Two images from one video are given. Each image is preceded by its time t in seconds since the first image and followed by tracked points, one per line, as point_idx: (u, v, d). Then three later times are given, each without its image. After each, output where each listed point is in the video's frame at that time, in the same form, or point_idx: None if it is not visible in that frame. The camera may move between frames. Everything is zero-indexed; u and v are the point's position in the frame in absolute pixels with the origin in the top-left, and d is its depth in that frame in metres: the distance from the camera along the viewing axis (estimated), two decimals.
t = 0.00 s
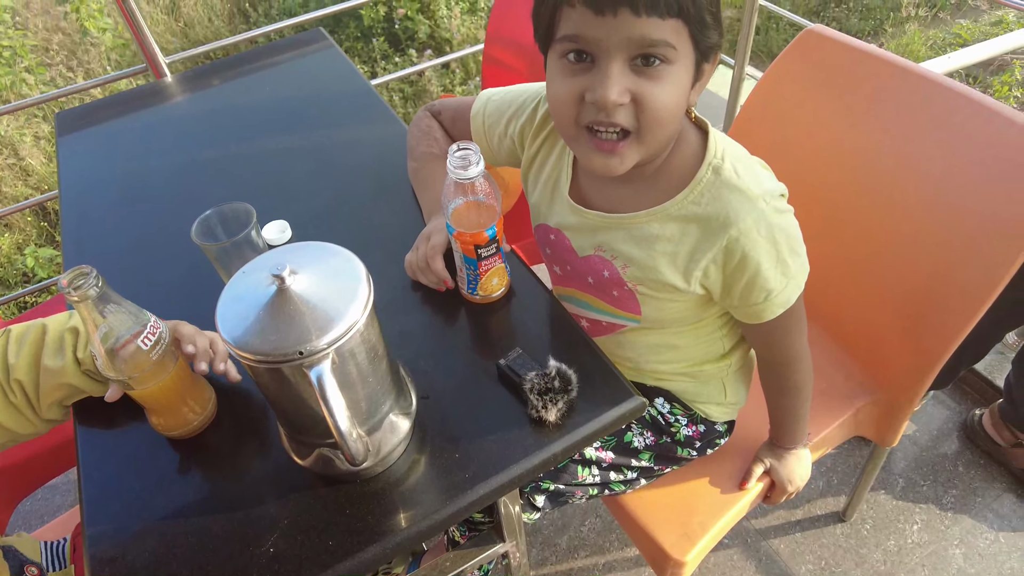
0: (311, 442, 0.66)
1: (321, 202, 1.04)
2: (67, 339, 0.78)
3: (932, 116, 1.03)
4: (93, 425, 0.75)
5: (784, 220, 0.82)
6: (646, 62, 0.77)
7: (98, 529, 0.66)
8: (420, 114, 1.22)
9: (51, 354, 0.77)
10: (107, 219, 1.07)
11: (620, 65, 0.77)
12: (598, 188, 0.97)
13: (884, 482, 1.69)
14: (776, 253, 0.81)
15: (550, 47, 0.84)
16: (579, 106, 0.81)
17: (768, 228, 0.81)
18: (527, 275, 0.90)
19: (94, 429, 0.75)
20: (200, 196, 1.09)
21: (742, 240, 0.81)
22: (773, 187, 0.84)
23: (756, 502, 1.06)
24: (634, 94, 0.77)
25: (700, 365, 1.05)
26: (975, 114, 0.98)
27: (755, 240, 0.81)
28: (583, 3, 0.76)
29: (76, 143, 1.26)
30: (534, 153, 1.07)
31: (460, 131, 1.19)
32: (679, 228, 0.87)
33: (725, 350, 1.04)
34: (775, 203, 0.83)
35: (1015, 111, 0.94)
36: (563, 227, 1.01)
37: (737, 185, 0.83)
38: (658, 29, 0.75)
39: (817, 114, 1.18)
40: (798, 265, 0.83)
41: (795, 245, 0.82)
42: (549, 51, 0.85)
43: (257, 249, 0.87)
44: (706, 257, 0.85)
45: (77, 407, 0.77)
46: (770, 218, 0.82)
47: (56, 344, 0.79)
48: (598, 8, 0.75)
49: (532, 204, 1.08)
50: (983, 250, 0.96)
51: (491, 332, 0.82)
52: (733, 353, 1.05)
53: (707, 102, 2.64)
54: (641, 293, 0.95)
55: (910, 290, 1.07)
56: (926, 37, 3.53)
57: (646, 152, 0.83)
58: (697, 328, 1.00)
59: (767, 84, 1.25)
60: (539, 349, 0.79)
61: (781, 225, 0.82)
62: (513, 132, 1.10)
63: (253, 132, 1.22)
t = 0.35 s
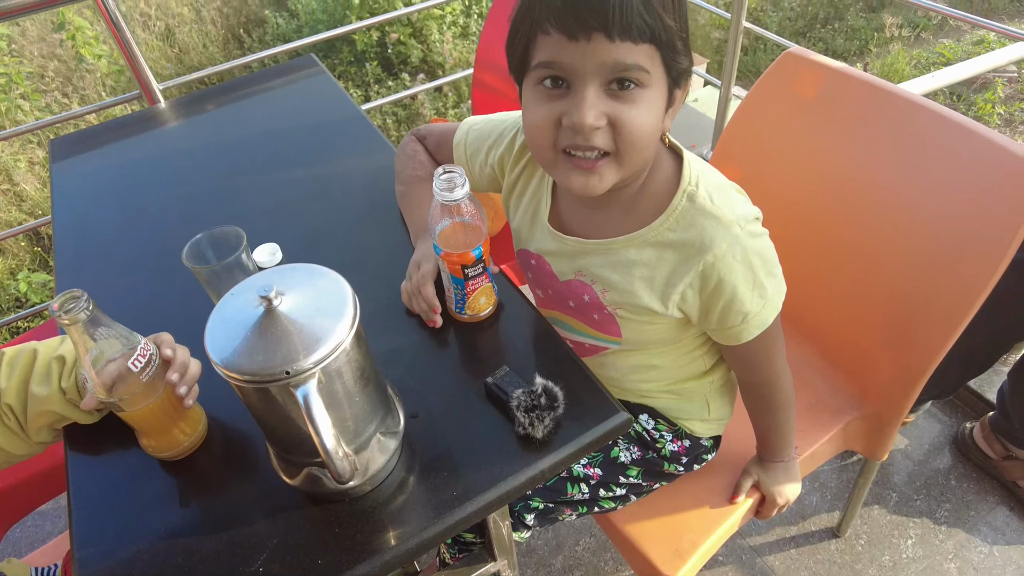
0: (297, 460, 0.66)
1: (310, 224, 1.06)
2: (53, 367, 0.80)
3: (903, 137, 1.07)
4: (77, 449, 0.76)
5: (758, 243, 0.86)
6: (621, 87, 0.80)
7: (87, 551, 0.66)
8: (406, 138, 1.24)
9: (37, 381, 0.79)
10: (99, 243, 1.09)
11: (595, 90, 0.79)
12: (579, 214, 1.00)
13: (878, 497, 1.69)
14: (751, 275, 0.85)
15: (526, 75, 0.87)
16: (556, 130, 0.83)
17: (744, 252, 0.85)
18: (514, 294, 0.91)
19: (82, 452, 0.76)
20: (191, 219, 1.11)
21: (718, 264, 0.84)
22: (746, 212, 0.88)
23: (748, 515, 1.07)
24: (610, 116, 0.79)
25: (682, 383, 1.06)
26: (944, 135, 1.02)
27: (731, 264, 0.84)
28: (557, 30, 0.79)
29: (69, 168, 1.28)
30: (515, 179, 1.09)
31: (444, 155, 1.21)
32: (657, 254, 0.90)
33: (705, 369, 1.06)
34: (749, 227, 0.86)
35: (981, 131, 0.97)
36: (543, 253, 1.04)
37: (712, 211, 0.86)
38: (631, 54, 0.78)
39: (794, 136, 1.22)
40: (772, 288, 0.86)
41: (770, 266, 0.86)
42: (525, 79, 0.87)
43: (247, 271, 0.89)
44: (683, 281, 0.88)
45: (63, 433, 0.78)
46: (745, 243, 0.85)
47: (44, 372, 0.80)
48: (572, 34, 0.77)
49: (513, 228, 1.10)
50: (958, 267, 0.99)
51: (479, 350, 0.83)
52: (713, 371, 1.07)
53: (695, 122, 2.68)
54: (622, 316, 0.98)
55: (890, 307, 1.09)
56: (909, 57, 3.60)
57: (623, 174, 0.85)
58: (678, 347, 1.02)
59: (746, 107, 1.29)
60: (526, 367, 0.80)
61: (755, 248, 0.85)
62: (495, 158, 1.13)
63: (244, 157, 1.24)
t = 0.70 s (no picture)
0: (287, 468, 0.64)
1: (302, 232, 1.05)
2: (39, 378, 0.78)
3: (900, 135, 1.06)
4: (61, 462, 0.74)
5: (756, 241, 0.85)
6: (619, 81, 0.79)
7: (71, 565, 0.64)
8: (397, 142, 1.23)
9: (22, 393, 0.77)
10: (88, 253, 1.07)
11: (593, 84, 0.79)
12: (573, 218, 0.98)
13: (882, 503, 1.67)
14: (751, 274, 0.83)
15: (519, 73, 0.86)
16: (553, 126, 0.82)
17: (744, 250, 0.83)
18: (510, 298, 0.89)
19: (68, 464, 0.73)
20: (182, 229, 1.09)
21: (718, 263, 0.83)
22: (744, 211, 0.87)
23: (755, 521, 1.04)
24: (609, 111, 0.78)
25: (681, 385, 1.05)
26: (940, 132, 1.01)
27: (731, 264, 0.83)
28: (554, 24, 0.78)
29: (60, 179, 1.27)
30: (506, 183, 1.08)
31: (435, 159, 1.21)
32: (654, 255, 0.89)
33: (705, 370, 1.05)
34: (747, 225, 0.85)
35: (977, 129, 0.97)
36: (538, 258, 1.02)
37: (710, 210, 0.85)
38: (629, 47, 0.77)
39: (790, 137, 1.21)
40: (772, 285, 0.85)
41: (769, 265, 0.85)
42: (518, 77, 0.86)
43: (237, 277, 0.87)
44: (683, 281, 0.87)
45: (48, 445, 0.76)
46: (745, 242, 0.84)
47: (29, 383, 0.78)
48: (570, 26, 0.76)
49: (506, 232, 1.09)
50: (958, 265, 0.98)
51: (475, 355, 0.81)
52: (711, 373, 1.06)
53: (689, 131, 2.69)
54: (619, 319, 0.96)
55: (890, 308, 1.08)
56: (900, 65, 3.63)
57: (621, 170, 0.84)
58: (676, 348, 1.01)
59: (740, 109, 1.28)
60: (524, 371, 0.78)
61: (754, 247, 0.84)
62: (484, 162, 1.12)
63: (236, 166, 1.23)
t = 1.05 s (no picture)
0: (291, 476, 0.64)
1: (301, 241, 1.05)
2: (41, 393, 0.78)
3: (894, 142, 1.07)
4: (63, 474, 0.73)
5: (754, 251, 0.86)
6: (619, 98, 0.80)
7: None
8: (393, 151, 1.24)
9: (24, 407, 0.77)
10: (88, 265, 1.07)
11: (593, 102, 0.79)
12: (571, 228, 0.99)
13: (882, 505, 1.67)
14: (751, 284, 0.84)
15: (516, 89, 0.86)
16: (554, 144, 0.83)
17: (744, 261, 0.84)
18: (511, 305, 0.90)
19: (70, 477, 0.73)
20: (181, 239, 1.10)
21: (718, 274, 0.84)
22: (742, 220, 0.88)
23: (759, 523, 1.04)
24: (610, 129, 0.79)
25: (672, 386, 1.05)
26: (934, 142, 1.02)
27: (732, 274, 0.84)
28: (552, 41, 0.78)
29: (58, 191, 1.27)
30: (496, 196, 1.08)
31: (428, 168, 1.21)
32: (655, 266, 0.89)
33: (696, 370, 1.06)
34: (745, 235, 0.86)
35: (970, 131, 0.98)
36: (533, 269, 1.02)
37: (709, 221, 0.86)
38: (629, 64, 0.78)
39: (786, 144, 1.22)
40: (772, 294, 0.86)
41: (767, 274, 0.86)
42: (515, 92, 0.87)
43: (237, 287, 0.87)
44: (684, 291, 0.87)
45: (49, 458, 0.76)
46: (744, 252, 0.85)
47: (31, 397, 0.78)
48: (569, 45, 0.77)
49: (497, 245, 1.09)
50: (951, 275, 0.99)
51: (476, 362, 0.82)
52: (700, 373, 1.07)
53: (684, 136, 2.70)
54: (620, 330, 0.97)
55: (887, 314, 1.09)
56: (893, 69, 3.66)
57: (624, 185, 0.85)
58: (673, 350, 1.02)
59: (736, 116, 1.29)
60: (525, 379, 0.78)
61: (753, 257, 0.85)
62: (473, 175, 1.12)
63: (234, 176, 1.24)
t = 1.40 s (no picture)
0: (290, 485, 0.65)
1: (298, 252, 1.06)
2: (42, 406, 0.78)
3: (886, 156, 1.09)
4: (64, 487, 0.74)
5: (737, 271, 0.87)
6: (624, 130, 0.81)
7: None
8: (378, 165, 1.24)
9: (24, 420, 0.77)
10: (86, 277, 1.08)
11: (598, 135, 0.81)
12: (553, 243, 0.99)
13: (879, 508, 1.68)
14: (735, 305, 0.86)
15: (518, 109, 0.87)
16: (555, 172, 0.84)
17: (727, 282, 0.86)
18: (507, 313, 0.91)
19: (70, 489, 0.73)
20: (179, 251, 1.10)
21: (702, 296, 0.86)
22: (726, 240, 0.89)
23: (756, 527, 1.05)
24: (613, 162, 0.81)
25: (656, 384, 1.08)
26: (923, 167, 1.04)
27: (715, 296, 0.86)
28: (565, 70, 0.79)
29: (55, 203, 1.28)
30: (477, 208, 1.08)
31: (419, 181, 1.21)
32: (640, 285, 0.91)
33: (674, 367, 1.08)
34: (728, 256, 0.87)
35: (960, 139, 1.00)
36: (515, 281, 1.02)
37: (693, 244, 0.87)
38: (639, 101, 0.79)
39: (781, 152, 1.23)
40: (756, 313, 0.87)
41: (751, 293, 0.87)
42: (516, 112, 0.87)
43: (236, 298, 0.88)
44: (668, 311, 0.89)
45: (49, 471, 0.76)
46: (727, 273, 0.86)
47: (31, 411, 0.78)
48: (582, 76, 0.78)
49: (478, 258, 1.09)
50: (930, 304, 1.02)
51: (473, 371, 0.82)
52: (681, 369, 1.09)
53: (677, 143, 2.73)
54: (607, 343, 0.99)
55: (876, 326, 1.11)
56: (883, 74, 3.70)
57: (615, 217, 0.88)
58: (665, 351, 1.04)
59: (732, 118, 1.30)
60: (522, 386, 0.79)
61: (737, 278, 0.86)
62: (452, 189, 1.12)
63: (231, 188, 1.24)
